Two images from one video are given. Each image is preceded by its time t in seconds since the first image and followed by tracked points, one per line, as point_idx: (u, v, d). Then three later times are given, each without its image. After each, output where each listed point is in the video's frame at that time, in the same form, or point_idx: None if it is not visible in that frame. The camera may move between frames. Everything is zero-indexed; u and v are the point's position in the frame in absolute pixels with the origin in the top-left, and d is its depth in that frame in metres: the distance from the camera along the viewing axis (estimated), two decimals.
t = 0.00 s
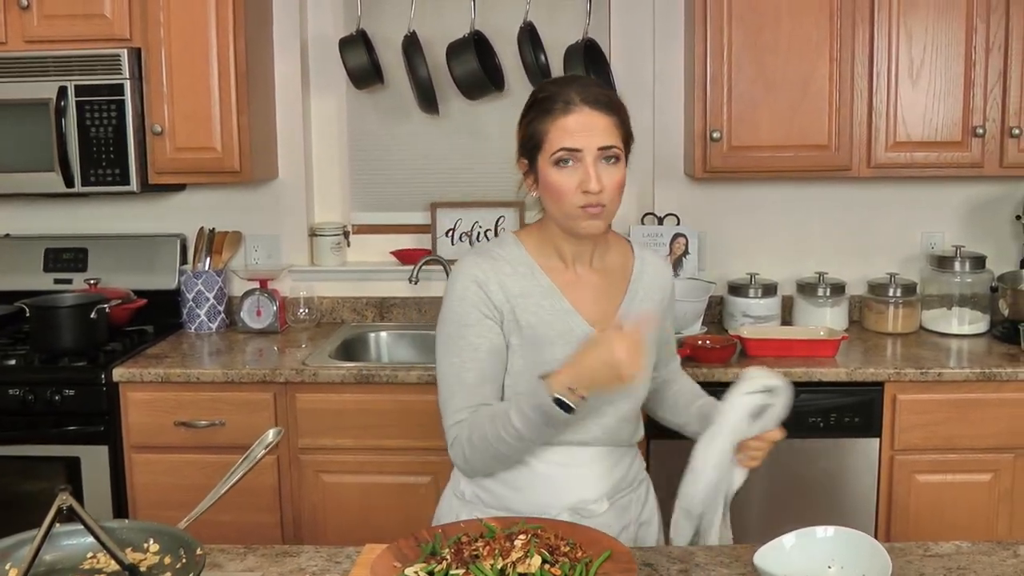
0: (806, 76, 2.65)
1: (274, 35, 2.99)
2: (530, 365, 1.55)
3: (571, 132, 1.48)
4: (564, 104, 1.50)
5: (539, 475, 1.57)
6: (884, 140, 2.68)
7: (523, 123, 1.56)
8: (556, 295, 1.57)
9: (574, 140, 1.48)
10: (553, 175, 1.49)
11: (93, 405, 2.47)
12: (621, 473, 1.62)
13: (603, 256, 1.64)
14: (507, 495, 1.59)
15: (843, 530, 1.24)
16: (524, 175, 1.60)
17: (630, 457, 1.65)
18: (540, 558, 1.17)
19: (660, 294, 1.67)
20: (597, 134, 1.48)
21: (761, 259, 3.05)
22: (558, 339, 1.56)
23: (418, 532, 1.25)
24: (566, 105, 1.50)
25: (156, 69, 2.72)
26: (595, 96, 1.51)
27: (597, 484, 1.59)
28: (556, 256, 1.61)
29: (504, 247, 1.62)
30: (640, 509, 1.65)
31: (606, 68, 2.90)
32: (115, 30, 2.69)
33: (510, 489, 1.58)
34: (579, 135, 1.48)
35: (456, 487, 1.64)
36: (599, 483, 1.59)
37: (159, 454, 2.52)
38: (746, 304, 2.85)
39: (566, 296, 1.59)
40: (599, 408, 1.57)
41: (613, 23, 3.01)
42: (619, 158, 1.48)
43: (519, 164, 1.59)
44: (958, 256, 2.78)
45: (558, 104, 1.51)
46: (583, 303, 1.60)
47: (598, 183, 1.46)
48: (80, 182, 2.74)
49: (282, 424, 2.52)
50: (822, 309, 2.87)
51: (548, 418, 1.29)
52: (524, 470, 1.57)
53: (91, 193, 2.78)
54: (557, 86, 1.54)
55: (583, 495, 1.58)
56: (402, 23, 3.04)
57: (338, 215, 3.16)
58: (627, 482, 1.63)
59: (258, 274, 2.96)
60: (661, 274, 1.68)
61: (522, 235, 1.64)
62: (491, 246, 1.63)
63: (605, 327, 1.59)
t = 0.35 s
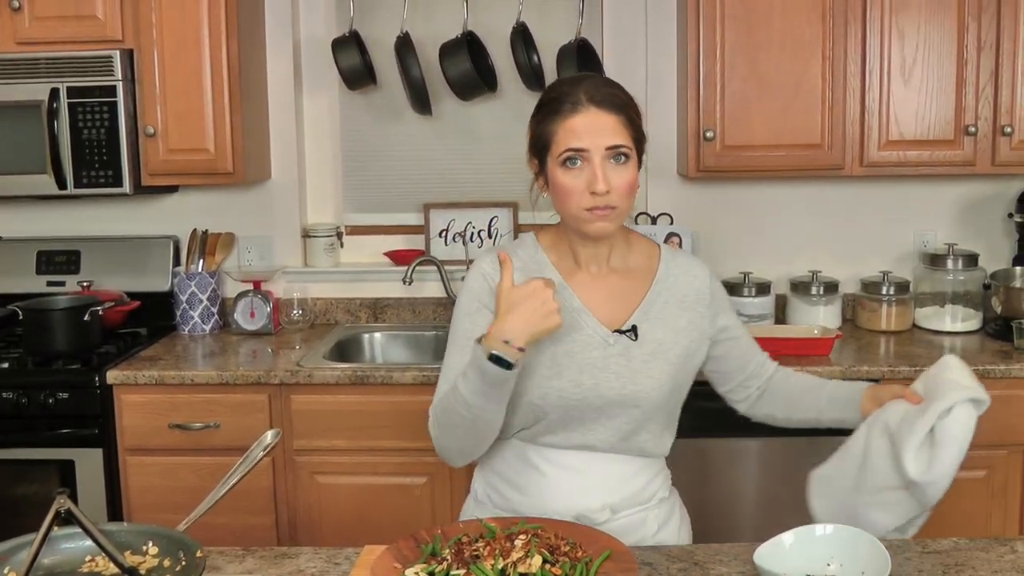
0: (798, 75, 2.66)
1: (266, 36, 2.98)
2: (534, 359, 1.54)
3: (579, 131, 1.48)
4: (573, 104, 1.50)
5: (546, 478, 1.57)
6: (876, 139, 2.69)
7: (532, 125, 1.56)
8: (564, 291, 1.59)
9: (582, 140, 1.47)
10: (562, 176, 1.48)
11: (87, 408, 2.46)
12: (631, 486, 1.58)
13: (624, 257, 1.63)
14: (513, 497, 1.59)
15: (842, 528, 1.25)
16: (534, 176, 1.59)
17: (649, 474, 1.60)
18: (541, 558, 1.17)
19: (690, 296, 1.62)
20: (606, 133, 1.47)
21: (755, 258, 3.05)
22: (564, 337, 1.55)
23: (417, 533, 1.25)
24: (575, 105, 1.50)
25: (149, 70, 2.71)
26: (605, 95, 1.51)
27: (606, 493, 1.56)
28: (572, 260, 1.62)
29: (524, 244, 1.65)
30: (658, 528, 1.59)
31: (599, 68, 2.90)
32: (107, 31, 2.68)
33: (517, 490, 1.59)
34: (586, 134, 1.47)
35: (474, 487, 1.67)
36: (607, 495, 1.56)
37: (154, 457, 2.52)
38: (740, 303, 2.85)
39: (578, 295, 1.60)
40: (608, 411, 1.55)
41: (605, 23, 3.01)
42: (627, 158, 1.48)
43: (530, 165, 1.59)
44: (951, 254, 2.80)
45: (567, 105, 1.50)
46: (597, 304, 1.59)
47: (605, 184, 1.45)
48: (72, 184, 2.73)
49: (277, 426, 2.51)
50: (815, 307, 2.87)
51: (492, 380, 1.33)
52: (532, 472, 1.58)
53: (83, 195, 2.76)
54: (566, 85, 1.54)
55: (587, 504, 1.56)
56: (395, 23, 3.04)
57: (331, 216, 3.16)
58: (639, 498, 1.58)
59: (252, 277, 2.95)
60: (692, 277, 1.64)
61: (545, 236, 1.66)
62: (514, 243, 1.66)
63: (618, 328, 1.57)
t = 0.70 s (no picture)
0: (785, 77, 2.67)
1: (254, 37, 2.97)
2: (528, 362, 1.55)
3: (568, 153, 1.46)
4: (563, 123, 1.49)
5: (544, 481, 1.59)
6: (864, 140, 2.70)
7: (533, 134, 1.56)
8: (566, 295, 1.59)
9: (570, 163, 1.46)
10: (553, 196, 1.48)
11: (75, 411, 2.45)
12: (627, 495, 1.58)
13: (632, 261, 1.62)
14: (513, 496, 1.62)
15: (834, 527, 1.26)
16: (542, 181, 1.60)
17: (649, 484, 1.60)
18: (534, 558, 1.17)
19: (699, 301, 1.59)
20: (595, 155, 1.45)
21: (743, 259, 3.06)
22: (562, 343, 1.55)
23: (410, 534, 1.25)
24: (566, 123, 1.48)
25: (136, 71, 2.70)
26: (597, 112, 1.48)
27: (601, 501, 1.58)
28: (578, 264, 1.63)
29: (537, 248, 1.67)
30: (656, 538, 1.58)
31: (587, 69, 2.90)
32: (95, 32, 2.66)
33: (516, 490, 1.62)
34: (575, 158, 1.46)
35: (480, 483, 1.71)
36: (602, 503, 1.57)
37: (142, 459, 2.50)
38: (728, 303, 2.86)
39: (580, 298, 1.60)
40: (604, 419, 1.55)
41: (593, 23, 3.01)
42: (616, 183, 1.45)
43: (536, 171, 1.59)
44: (937, 253, 2.82)
45: (560, 122, 1.49)
46: (599, 310, 1.59)
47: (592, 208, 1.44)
48: (59, 186, 2.71)
49: (265, 428, 2.50)
50: (803, 307, 2.89)
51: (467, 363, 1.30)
52: (531, 473, 1.60)
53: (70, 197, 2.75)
54: (563, 99, 1.52)
55: (581, 510, 1.57)
56: (383, 24, 3.03)
57: (319, 217, 3.15)
58: (635, 507, 1.58)
59: (240, 278, 2.91)
60: (703, 280, 1.61)
61: (556, 239, 1.67)
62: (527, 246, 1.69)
63: (618, 335, 1.56)
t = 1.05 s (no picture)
0: (770, 78, 2.69)
1: (238, 36, 2.96)
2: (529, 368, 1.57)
3: (574, 144, 1.47)
4: (575, 114, 1.50)
5: (542, 481, 1.60)
6: (848, 141, 2.72)
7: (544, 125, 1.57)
8: (570, 302, 1.61)
9: (576, 153, 1.46)
10: (555, 186, 1.48)
11: (60, 413, 2.44)
12: (623, 497, 1.60)
13: (636, 267, 1.64)
14: (510, 495, 1.63)
15: (822, 526, 1.26)
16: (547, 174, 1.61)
17: (646, 487, 1.61)
18: (525, 559, 1.17)
19: (703, 310, 1.60)
20: (601, 148, 1.46)
21: (729, 259, 3.08)
22: (566, 350, 1.58)
23: (400, 535, 1.25)
24: (577, 114, 1.50)
25: (120, 71, 2.68)
26: (609, 105, 1.50)
27: (598, 503, 1.59)
28: (583, 268, 1.63)
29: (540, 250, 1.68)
30: (651, 541, 1.59)
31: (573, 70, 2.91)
32: (78, 31, 2.65)
33: (513, 489, 1.63)
34: (581, 148, 1.46)
35: (475, 481, 1.72)
36: (599, 505, 1.59)
37: (127, 462, 2.49)
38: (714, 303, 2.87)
39: (583, 304, 1.61)
40: (603, 426, 1.57)
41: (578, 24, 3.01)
42: (620, 177, 1.45)
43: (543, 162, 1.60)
44: (921, 253, 2.84)
45: (571, 112, 1.50)
46: (603, 316, 1.61)
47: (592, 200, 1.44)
48: (43, 187, 2.69)
49: (250, 429, 2.49)
50: (788, 307, 2.90)
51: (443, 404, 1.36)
52: (530, 473, 1.62)
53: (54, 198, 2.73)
54: (576, 91, 1.53)
55: (578, 510, 1.58)
56: (368, 25, 3.03)
57: (303, 217, 3.14)
58: (632, 510, 1.59)
59: (225, 278, 2.89)
60: (707, 288, 1.62)
61: (561, 241, 1.68)
62: (531, 246, 1.70)
63: (619, 341, 1.57)
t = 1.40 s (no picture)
0: (767, 80, 2.69)
1: (234, 37, 2.95)
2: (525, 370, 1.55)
3: (575, 174, 1.46)
4: (576, 143, 1.48)
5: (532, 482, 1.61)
6: (844, 142, 2.73)
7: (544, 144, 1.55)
8: (567, 306, 1.59)
9: (576, 184, 1.46)
10: (556, 214, 1.49)
11: (55, 414, 2.43)
12: (613, 500, 1.60)
13: (633, 275, 1.64)
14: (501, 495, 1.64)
15: (822, 527, 1.27)
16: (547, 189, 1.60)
17: (637, 490, 1.62)
18: (526, 560, 1.17)
19: (701, 320, 1.60)
20: (602, 179, 1.46)
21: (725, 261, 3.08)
22: (560, 353, 1.56)
23: (400, 537, 1.24)
24: (577, 140, 1.48)
25: (116, 72, 2.68)
26: (610, 134, 1.48)
27: (588, 504, 1.60)
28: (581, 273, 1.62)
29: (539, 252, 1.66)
30: (640, 543, 1.60)
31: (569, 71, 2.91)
32: (74, 31, 2.64)
33: (505, 489, 1.63)
34: (582, 178, 1.46)
35: (469, 479, 1.73)
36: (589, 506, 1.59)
37: (123, 463, 2.48)
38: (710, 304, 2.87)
39: (580, 309, 1.60)
40: (596, 433, 1.56)
41: (575, 26, 3.02)
42: (621, 209, 1.46)
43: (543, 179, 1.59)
44: (917, 255, 2.85)
45: (571, 138, 1.49)
46: (599, 321, 1.59)
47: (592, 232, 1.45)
48: (38, 187, 2.68)
49: (246, 431, 2.48)
50: (784, 308, 2.90)
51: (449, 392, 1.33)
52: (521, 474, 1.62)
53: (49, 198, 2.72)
54: (576, 116, 1.51)
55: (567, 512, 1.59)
56: (364, 25, 3.02)
57: (299, 218, 3.14)
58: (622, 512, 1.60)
59: (221, 279, 2.88)
60: (706, 300, 1.62)
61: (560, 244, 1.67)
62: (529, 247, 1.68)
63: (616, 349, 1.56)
